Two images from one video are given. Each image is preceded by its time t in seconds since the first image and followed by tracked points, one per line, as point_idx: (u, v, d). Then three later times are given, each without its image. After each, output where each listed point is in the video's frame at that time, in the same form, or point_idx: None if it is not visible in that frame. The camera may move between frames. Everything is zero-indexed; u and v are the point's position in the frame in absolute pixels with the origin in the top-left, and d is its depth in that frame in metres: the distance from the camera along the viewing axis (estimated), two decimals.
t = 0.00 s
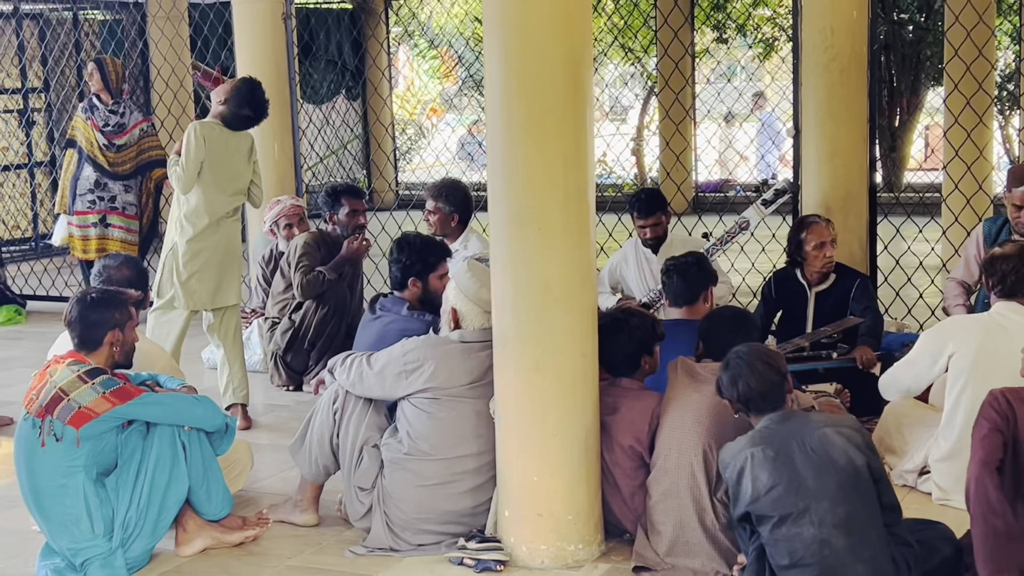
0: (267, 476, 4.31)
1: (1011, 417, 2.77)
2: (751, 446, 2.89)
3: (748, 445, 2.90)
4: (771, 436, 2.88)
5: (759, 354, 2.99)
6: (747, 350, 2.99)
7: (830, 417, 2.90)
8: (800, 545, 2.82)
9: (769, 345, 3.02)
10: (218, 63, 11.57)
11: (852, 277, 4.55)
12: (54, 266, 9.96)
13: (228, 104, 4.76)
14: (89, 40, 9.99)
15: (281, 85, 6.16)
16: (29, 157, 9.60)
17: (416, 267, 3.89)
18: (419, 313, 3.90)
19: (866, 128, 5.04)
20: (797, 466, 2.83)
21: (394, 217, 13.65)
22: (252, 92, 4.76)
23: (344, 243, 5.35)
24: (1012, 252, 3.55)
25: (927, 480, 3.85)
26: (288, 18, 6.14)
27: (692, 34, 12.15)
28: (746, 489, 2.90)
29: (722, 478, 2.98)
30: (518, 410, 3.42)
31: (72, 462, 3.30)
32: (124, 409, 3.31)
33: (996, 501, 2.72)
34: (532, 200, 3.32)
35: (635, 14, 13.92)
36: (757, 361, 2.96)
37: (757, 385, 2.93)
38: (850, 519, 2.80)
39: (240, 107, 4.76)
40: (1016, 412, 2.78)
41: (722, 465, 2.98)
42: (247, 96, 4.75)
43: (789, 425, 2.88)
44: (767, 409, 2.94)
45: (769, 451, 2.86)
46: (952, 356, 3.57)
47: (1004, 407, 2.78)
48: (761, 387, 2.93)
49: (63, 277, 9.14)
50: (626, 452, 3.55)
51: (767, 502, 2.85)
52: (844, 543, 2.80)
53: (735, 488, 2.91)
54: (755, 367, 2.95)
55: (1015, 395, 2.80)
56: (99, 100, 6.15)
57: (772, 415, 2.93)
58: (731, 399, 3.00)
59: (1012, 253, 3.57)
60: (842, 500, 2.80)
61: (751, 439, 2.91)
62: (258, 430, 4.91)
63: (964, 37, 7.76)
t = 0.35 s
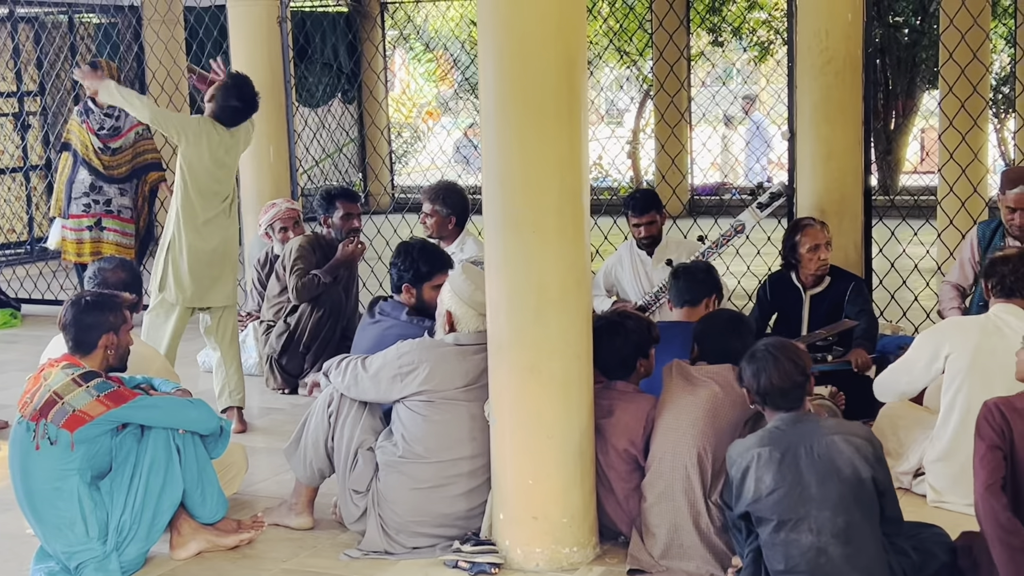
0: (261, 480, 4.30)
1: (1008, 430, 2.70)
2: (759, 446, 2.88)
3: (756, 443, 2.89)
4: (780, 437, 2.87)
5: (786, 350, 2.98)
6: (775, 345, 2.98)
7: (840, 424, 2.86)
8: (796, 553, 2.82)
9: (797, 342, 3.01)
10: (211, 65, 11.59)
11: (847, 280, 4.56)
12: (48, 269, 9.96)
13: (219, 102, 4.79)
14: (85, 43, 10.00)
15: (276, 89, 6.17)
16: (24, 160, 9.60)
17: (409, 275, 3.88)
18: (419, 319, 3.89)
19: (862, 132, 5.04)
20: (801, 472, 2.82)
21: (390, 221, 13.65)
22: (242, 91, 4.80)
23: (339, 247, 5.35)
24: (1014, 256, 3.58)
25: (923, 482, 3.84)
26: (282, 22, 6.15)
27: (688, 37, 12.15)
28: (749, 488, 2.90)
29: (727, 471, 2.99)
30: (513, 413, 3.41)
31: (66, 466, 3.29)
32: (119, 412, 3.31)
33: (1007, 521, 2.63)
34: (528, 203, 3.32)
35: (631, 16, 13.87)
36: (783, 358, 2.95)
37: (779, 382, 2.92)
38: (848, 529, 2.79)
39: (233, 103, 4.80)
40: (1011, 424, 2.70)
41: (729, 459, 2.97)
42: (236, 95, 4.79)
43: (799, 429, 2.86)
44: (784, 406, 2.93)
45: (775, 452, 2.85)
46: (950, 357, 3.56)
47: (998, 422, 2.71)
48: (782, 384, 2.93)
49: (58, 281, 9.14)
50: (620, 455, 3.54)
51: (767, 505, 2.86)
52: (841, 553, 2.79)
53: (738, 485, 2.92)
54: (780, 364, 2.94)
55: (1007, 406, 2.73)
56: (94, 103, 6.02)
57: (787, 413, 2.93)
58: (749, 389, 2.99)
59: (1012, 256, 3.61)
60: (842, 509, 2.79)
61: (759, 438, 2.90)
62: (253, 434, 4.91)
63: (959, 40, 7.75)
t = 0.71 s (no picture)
0: (253, 482, 4.30)
1: (1001, 437, 2.69)
2: (764, 441, 2.86)
3: (761, 438, 2.87)
4: (786, 436, 2.84)
5: (809, 352, 2.89)
6: (799, 346, 2.90)
7: (848, 431, 2.82)
8: (789, 555, 2.83)
9: (824, 344, 2.92)
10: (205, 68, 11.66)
11: (839, 282, 4.55)
12: (40, 271, 9.96)
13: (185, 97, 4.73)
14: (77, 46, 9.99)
15: (269, 92, 6.16)
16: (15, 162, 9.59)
17: (399, 274, 3.89)
18: (410, 318, 3.88)
19: (854, 134, 5.04)
20: (802, 475, 2.81)
21: (383, 223, 13.65)
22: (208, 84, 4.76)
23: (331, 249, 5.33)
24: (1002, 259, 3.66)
25: (915, 483, 3.85)
26: (275, 23, 6.15)
27: (680, 39, 12.17)
28: (748, 480, 2.89)
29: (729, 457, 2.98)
30: (506, 415, 3.41)
31: (57, 468, 3.29)
32: (110, 415, 3.30)
33: (1007, 532, 2.64)
34: (521, 206, 3.32)
35: (623, 18, 13.84)
36: (804, 362, 2.87)
37: (794, 386, 2.85)
38: (845, 535, 2.80)
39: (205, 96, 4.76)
40: (1005, 429, 2.70)
41: (733, 446, 2.95)
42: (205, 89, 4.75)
43: (808, 431, 2.83)
44: (794, 409, 2.86)
45: (780, 451, 2.83)
46: (942, 358, 3.56)
47: (992, 429, 2.70)
48: (797, 389, 2.86)
49: (49, 283, 9.13)
50: (612, 457, 3.54)
51: (764, 502, 2.85)
52: (834, 557, 2.80)
53: (738, 476, 2.90)
54: (799, 368, 2.87)
55: (1000, 411, 2.72)
56: (85, 105, 6.06)
57: (796, 415, 2.87)
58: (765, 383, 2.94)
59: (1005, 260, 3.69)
60: (839, 515, 2.79)
61: (764, 433, 2.87)
62: (245, 436, 4.90)
63: (951, 41, 7.77)
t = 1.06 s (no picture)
0: (247, 486, 4.29)
1: (992, 444, 2.70)
2: (755, 445, 2.88)
3: (753, 442, 2.89)
4: (777, 439, 2.86)
5: (805, 354, 2.90)
6: (795, 348, 2.90)
7: (840, 432, 2.83)
8: (782, 554, 2.83)
9: (819, 345, 2.93)
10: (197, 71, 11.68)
11: (832, 285, 4.56)
12: (31, 274, 9.94)
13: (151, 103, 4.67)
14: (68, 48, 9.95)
15: (260, 93, 6.14)
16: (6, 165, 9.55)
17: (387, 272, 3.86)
18: (399, 314, 3.87)
19: (846, 136, 5.05)
20: (794, 476, 2.82)
21: (376, 226, 13.62)
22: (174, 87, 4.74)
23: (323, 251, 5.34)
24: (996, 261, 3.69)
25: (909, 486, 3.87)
26: (266, 25, 6.13)
27: (672, 41, 12.18)
28: (742, 485, 2.92)
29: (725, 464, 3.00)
30: (499, 417, 3.41)
31: (49, 472, 3.28)
32: (102, 418, 3.29)
33: (999, 542, 2.66)
34: (513, 209, 3.32)
35: (615, 21, 13.90)
36: (800, 364, 2.88)
37: (791, 387, 2.85)
38: (837, 535, 2.80)
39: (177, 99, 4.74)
40: (995, 436, 2.70)
41: (728, 452, 2.98)
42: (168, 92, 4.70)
43: (798, 433, 2.84)
44: (789, 410, 2.88)
45: (771, 453, 2.85)
46: (934, 362, 3.57)
47: (982, 436, 2.71)
48: (793, 390, 2.86)
49: (40, 286, 9.08)
50: (606, 460, 3.54)
51: (757, 504, 2.87)
52: (828, 557, 2.79)
53: (733, 481, 2.93)
54: (796, 369, 2.87)
55: (992, 417, 2.72)
56: (76, 107, 5.85)
57: (789, 416, 2.88)
58: (760, 386, 2.94)
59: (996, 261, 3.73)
60: (831, 515, 2.80)
61: (757, 436, 2.90)
62: (238, 439, 4.89)
63: (942, 44, 7.80)
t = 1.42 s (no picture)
0: (241, 488, 4.28)
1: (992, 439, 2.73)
2: (738, 449, 2.89)
3: (736, 446, 2.90)
4: (760, 441, 2.87)
5: (788, 358, 2.92)
6: (778, 352, 2.92)
7: (823, 430, 2.85)
8: (774, 557, 2.83)
9: (801, 350, 2.96)
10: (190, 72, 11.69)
11: (826, 286, 4.57)
12: (25, 276, 9.92)
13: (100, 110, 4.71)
14: (61, 50, 9.94)
15: (254, 95, 6.13)
16: None
17: (376, 272, 3.86)
18: (386, 313, 3.86)
19: (840, 138, 5.06)
20: (779, 477, 2.83)
21: (370, 228, 13.61)
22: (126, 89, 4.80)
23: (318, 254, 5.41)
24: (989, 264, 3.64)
25: (903, 487, 3.88)
26: (260, 27, 6.12)
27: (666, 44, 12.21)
28: (728, 490, 2.92)
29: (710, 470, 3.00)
30: (493, 420, 3.41)
31: (44, 475, 3.27)
32: (98, 421, 3.27)
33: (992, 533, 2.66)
34: (509, 211, 3.32)
35: (610, 23, 13.98)
36: (784, 367, 2.89)
37: (777, 391, 2.87)
38: (827, 534, 2.80)
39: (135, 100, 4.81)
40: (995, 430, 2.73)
41: (713, 458, 2.98)
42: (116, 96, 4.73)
43: (781, 435, 2.85)
44: (775, 414, 2.89)
45: (754, 456, 2.86)
46: (929, 363, 3.58)
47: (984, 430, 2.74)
48: (779, 393, 2.87)
49: (34, 289, 9.06)
50: (601, 462, 3.55)
51: (745, 509, 2.87)
52: (820, 558, 2.80)
53: (718, 486, 2.93)
54: (780, 373, 2.89)
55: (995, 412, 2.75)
56: (71, 110, 5.81)
57: (774, 419, 2.89)
58: (744, 392, 2.95)
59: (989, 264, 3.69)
60: (821, 515, 2.80)
61: (739, 440, 2.91)
62: (232, 442, 4.88)
63: (937, 46, 7.76)
